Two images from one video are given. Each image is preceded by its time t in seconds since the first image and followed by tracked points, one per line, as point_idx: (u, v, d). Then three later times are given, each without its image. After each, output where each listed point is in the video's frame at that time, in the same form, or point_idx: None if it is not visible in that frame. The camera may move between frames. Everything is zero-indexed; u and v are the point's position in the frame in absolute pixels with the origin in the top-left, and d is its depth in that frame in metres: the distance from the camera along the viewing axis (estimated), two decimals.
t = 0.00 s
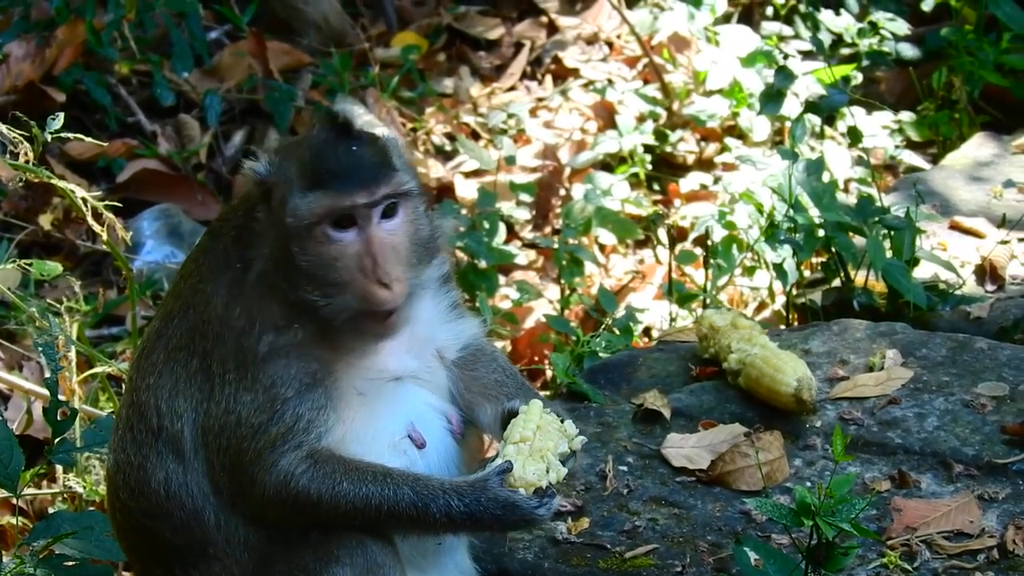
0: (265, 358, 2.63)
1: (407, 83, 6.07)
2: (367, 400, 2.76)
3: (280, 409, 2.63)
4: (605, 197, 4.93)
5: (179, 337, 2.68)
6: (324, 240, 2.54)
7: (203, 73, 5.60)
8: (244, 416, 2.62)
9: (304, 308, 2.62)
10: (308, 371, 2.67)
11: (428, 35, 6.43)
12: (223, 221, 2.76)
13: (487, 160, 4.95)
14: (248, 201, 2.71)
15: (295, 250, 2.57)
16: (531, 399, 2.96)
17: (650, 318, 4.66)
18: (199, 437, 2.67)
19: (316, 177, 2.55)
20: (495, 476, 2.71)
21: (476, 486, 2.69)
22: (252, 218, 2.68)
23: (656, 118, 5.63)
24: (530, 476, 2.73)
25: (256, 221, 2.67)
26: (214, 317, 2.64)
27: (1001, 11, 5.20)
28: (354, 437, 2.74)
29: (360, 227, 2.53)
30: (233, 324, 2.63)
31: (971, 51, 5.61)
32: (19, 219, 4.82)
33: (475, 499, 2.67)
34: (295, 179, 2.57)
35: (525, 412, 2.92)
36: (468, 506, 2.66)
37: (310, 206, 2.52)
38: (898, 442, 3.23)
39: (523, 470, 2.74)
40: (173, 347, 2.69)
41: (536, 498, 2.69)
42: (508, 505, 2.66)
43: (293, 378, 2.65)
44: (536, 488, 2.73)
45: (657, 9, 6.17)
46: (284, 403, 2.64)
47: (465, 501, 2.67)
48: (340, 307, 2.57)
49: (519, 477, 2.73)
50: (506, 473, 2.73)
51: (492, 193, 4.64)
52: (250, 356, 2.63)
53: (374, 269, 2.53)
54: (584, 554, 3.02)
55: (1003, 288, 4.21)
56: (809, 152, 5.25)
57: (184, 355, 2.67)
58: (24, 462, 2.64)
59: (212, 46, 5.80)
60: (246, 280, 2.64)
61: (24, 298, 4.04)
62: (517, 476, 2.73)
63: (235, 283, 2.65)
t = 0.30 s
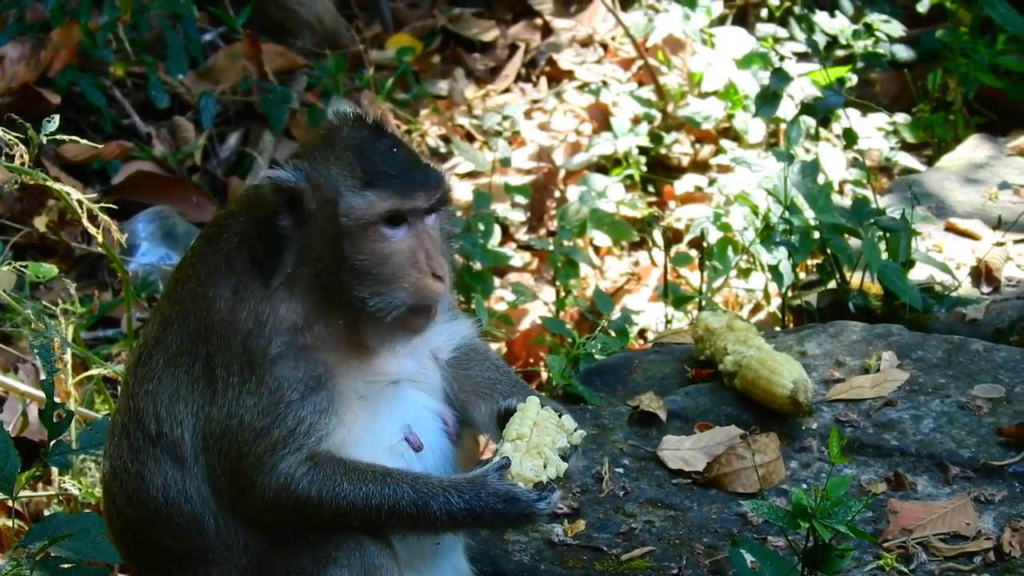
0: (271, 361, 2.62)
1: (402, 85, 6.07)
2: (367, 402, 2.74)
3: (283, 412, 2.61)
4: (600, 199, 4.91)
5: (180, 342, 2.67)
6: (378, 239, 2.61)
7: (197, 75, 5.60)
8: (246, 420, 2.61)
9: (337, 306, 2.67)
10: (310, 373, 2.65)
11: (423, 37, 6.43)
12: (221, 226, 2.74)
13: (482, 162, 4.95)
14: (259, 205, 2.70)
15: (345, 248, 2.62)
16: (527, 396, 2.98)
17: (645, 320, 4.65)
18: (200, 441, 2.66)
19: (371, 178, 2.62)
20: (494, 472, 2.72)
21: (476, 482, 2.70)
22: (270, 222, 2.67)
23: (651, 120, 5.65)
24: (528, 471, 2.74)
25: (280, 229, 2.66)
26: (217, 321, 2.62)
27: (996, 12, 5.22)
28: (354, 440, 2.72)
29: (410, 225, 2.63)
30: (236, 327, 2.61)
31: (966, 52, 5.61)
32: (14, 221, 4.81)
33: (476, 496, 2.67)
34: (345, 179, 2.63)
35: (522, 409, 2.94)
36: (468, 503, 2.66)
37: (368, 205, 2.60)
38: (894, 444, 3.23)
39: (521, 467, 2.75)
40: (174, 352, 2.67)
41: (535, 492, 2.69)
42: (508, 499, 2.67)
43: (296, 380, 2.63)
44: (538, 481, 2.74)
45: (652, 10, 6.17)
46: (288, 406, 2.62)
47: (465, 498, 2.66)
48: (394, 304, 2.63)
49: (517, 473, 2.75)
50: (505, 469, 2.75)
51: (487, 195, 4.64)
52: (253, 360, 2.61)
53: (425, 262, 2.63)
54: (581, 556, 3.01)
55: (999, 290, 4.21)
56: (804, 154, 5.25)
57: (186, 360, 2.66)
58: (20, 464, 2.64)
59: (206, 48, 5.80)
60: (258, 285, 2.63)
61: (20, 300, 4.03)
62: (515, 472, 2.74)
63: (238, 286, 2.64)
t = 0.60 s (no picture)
0: (274, 362, 2.60)
1: (399, 88, 6.07)
2: (368, 400, 2.73)
3: (285, 412, 2.58)
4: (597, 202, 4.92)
5: (181, 349, 2.66)
6: (415, 237, 2.65)
7: (194, 78, 5.59)
8: (249, 422, 2.59)
9: (362, 306, 2.69)
10: (311, 373, 2.62)
11: (419, 39, 6.43)
12: (217, 232, 2.76)
13: (479, 165, 4.95)
14: (275, 212, 2.68)
15: (380, 247, 2.65)
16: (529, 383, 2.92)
17: (643, 323, 4.66)
18: (202, 447, 2.65)
19: (407, 179, 2.66)
20: (497, 445, 2.63)
21: (478, 457, 2.62)
22: (293, 232, 2.65)
23: (648, 122, 5.67)
24: (532, 448, 2.63)
25: (303, 236, 2.64)
26: (218, 326, 2.62)
27: (993, 16, 5.23)
28: (355, 439, 2.70)
29: (442, 221, 2.70)
30: (239, 331, 2.61)
31: (963, 56, 5.62)
32: (11, 223, 4.79)
33: (479, 472, 2.59)
34: (381, 181, 2.65)
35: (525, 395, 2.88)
36: (472, 478, 2.59)
37: (410, 204, 2.63)
38: (892, 447, 3.23)
39: (525, 444, 2.64)
40: (175, 359, 2.66)
41: (540, 466, 2.60)
42: (512, 473, 2.59)
43: (299, 380, 2.60)
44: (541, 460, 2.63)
45: (648, 14, 6.18)
46: (290, 407, 2.59)
47: (468, 474, 2.59)
48: (430, 300, 2.68)
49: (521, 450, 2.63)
50: (510, 446, 2.65)
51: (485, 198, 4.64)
52: (256, 362, 2.60)
53: (457, 259, 2.71)
54: (579, 559, 3.01)
55: (996, 293, 4.22)
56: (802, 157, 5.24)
57: (187, 365, 2.65)
58: (17, 466, 2.66)
59: (203, 51, 5.79)
60: (263, 286, 2.63)
61: (17, 302, 4.02)
62: (519, 447, 2.64)
63: (238, 288, 2.64)
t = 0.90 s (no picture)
0: (278, 363, 2.58)
1: (396, 91, 6.07)
2: (371, 401, 2.75)
3: (292, 411, 2.58)
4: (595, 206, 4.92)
5: (183, 351, 2.64)
6: (414, 270, 2.67)
7: (192, 81, 5.58)
8: (256, 423, 2.58)
9: (362, 325, 2.68)
10: (316, 370, 2.61)
11: (415, 43, 6.43)
12: (216, 232, 2.73)
13: (477, 168, 4.95)
14: (280, 215, 2.66)
15: (381, 268, 2.65)
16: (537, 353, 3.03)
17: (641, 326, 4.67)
18: (206, 449, 2.64)
19: (418, 209, 2.68)
20: (508, 403, 2.72)
21: (488, 418, 2.68)
22: (296, 235, 2.62)
23: (645, 126, 5.64)
24: (541, 408, 2.80)
25: (306, 242, 2.62)
26: (219, 328, 2.59)
27: (991, 20, 5.24)
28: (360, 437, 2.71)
29: (443, 257, 2.71)
30: (242, 332, 2.58)
31: (961, 59, 5.63)
32: (9, 226, 4.78)
33: (489, 429, 2.65)
34: (392, 206, 2.67)
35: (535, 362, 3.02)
36: (482, 439, 2.64)
37: (416, 235, 2.65)
38: (890, 451, 3.23)
39: (536, 405, 2.80)
40: (177, 361, 2.64)
41: (550, 422, 2.67)
42: (522, 428, 2.66)
43: (304, 378, 2.59)
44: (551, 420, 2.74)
45: (646, 17, 6.19)
46: (296, 406, 2.58)
47: (478, 433, 2.65)
48: (419, 330, 2.69)
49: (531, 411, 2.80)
50: (521, 405, 2.75)
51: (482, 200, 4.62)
52: (261, 363, 2.58)
53: (449, 294, 2.72)
54: (576, 562, 3.01)
55: (994, 297, 4.24)
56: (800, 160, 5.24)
57: (190, 368, 2.63)
58: (14, 469, 2.66)
59: (201, 54, 5.79)
60: (262, 287, 2.60)
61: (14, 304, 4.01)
62: (530, 407, 2.78)
63: (238, 289, 2.61)
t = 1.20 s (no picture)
0: (278, 364, 2.57)
1: (393, 93, 6.07)
2: (372, 401, 2.75)
3: (293, 412, 2.56)
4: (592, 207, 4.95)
5: (183, 354, 2.63)
6: (418, 269, 2.68)
7: (189, 82, 5.57)
8: (256, 424, 2.57)
9: (364, 323, 2.67)
10: (317, 371, 2.60)
11: (411, 45, 6.44)
12: (214, 233, 2.72)
13: (474, 170, 4.95)
14: (280, 219, 2.65)
15: (384, 270, 2.66)
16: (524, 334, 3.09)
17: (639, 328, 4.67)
18: (207, 451, 2.63)
19: (419, 208, 2.69)
20: (501, 390, 2.73)
21: (482, 406, 2.70)
22: (298, 240, 2.62)
23: (643, 127, 5.65)
24: (534, 393, 2.89)
25: (308, 246, 2.62)
26: (220, 330, 2.59)
27: (988, 22, 5.25)
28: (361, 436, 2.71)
29: (446, 255, 2.72)
30: (243, 334, 2.57)
31: (958, 61, 5.65)
32: (5, 228, 4.79)
33: (483, 419, 2.66)
34: (393, 206, 2.68)
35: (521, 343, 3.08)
36: (478, 429, 2.65)
37: (419, 234, 2.66)
38: (887, 452, 3.23)
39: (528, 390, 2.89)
40: (177, 364, 2.63)
41: (545, 404, 2.69)
42: (519, 414, 2.67)
43: (304, 379, 2.58)
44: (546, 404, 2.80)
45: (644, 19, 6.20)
46: (296, 407, 2.57)
47: (474, 425, 2.65)
48: (423, 329, 2.70)
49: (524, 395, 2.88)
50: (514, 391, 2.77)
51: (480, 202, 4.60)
52: (261, 365, 2.57)
53: (453, 290, 2.73)
54: (573, 564, 3.01)
55: (992, 298, 4.23)
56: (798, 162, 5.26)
57: (191, 371, 2.62)
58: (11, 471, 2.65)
59: (198, 55, 5.78)
60: (262, 289, 2.60)
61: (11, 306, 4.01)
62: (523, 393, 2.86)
63: (238, 291, 2.60)
